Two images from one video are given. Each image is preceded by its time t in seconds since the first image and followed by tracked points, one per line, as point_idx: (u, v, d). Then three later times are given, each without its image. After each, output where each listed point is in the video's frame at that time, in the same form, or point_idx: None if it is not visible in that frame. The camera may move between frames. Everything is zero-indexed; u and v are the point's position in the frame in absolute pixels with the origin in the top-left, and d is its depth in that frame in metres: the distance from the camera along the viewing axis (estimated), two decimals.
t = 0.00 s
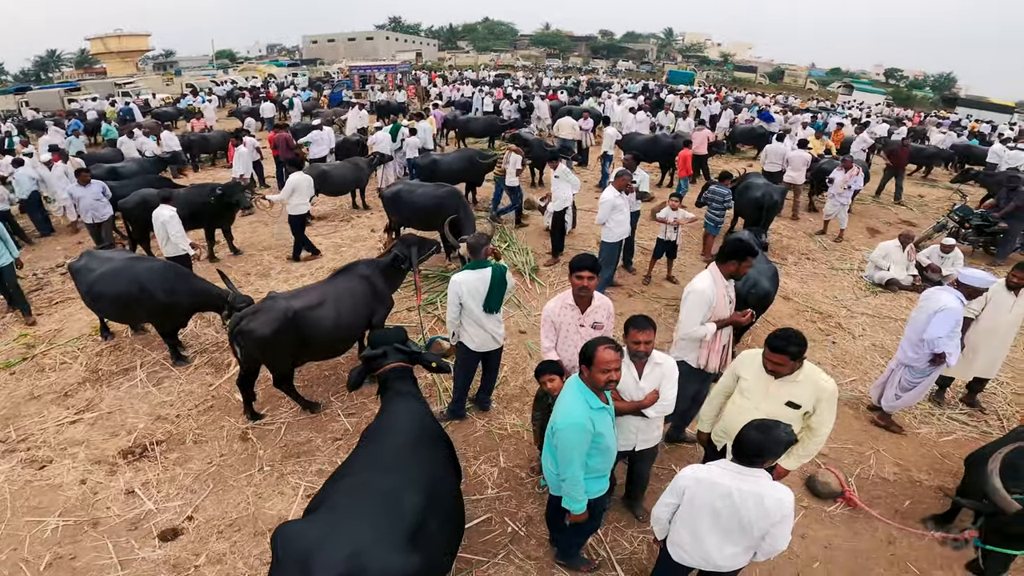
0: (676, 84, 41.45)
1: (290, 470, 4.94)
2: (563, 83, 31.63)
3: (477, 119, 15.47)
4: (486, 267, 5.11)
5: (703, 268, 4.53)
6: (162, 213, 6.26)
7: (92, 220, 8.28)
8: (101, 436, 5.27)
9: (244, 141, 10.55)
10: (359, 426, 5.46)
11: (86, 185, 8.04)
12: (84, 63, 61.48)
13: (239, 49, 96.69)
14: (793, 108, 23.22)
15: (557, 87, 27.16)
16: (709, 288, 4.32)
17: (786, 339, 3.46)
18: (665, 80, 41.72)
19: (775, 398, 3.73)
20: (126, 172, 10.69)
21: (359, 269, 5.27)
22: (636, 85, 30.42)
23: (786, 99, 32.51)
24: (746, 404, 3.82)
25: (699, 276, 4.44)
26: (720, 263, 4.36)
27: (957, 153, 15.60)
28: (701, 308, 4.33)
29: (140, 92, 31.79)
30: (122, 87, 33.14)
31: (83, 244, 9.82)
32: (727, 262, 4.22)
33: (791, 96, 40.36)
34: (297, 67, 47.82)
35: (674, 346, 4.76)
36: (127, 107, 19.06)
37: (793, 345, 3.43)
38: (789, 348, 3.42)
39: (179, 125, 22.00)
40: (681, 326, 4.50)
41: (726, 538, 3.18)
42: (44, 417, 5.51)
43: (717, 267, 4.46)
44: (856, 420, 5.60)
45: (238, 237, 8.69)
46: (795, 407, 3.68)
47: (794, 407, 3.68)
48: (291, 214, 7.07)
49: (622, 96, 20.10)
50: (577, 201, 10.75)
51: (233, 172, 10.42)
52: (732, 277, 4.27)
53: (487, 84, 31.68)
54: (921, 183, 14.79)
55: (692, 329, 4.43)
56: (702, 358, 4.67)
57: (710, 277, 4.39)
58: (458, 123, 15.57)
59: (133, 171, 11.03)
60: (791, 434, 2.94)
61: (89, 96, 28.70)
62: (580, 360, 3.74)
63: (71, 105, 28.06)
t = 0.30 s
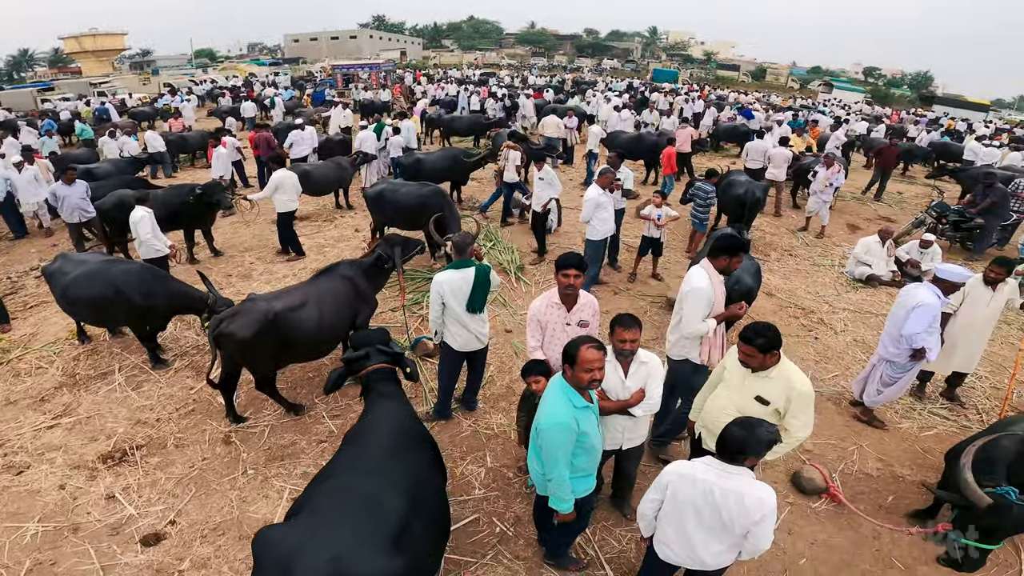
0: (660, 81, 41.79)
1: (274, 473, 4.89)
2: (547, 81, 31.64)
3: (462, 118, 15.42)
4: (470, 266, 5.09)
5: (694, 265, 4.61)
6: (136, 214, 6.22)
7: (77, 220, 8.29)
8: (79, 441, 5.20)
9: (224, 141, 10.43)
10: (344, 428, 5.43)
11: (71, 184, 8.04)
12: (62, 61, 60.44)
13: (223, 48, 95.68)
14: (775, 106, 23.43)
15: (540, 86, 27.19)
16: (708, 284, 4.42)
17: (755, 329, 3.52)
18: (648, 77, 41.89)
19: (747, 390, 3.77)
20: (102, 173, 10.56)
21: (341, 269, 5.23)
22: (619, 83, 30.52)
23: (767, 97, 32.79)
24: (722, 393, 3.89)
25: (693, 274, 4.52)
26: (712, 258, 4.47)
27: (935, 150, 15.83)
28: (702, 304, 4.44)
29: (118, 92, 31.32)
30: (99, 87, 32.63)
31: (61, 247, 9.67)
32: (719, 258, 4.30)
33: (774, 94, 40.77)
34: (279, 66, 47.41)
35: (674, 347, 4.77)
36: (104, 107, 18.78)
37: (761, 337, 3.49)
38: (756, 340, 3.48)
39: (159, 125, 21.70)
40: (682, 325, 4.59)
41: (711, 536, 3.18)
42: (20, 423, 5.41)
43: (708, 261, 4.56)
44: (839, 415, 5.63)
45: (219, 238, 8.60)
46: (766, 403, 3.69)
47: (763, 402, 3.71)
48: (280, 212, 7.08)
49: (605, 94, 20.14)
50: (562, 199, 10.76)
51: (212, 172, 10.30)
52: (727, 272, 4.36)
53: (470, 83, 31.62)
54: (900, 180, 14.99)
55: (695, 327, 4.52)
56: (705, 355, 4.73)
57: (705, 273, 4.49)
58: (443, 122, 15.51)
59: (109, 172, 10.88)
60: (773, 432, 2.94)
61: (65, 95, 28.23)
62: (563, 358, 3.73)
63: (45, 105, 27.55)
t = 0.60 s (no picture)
0: (645, 80, 42.01)
1: (259, 476, 4.85)
2: (531, 80, 31.64)
3: (447, 117, 15.38)
4: (455, 267, 5.07)
5: (694, 265, 4.63)
6: (112, 216, 6.14)
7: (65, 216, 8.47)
8: (58, 446, 5.12)
9: (203, 142, 10.34)
10: (329, 429, 5.39)
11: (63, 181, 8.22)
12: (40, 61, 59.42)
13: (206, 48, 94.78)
14: (758, 103, 23.61)
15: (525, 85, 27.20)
16: (715, 281, 4.46)
17: (734, 325, 3.54)
18: (633, 76, 42.19)
19: (723, 386, 3.78)
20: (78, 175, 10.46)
21: (325, 270, 5.18)
22: (603, 82, 30.59)
23: (750, 95, 33.04)
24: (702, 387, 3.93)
25: (698, 272, 4.50)
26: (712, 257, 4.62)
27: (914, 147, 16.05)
28: (711, 302, 4.38)
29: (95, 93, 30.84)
30: (76, 88, 32.15)
31: (38, 250, 9.52)
32: (723, 258, 4.46)
33: (757, 92, 41.12)
34: (262, 66, 46.97)
35: (675, 347, 4.65)
36: (81, 107, 18.50)
37: (740, 334, 3.50)
38: (735, 337, 3.50)
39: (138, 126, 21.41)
40: (689, 325, 4.43)
41: (697, 534, 3.18)
42: None
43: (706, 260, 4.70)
44: (823, 410, 5.67)
45: (199, 240, 8.51)
46: (738, 401, 3.71)
47: (735, 400, 3.72)
48: (261, 211, 7.02)
49: (590, 92, 20.17)
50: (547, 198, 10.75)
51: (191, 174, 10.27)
52: (730, 271, 4.52)
53: (454, 82, 31.54)
54: (880, 176, 15.17)
55: (702, 327, 4.41)
56: (706, 353, 4.64)
57: (709, 271, 4.54)
58: (428, 122, 15.45)
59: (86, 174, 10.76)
60: (758, 432, 2.95)
61: (40, 96, 27.75)
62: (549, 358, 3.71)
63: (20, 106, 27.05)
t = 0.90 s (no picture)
0: (629, 79, 42.24)
1: (246, 479, 4.81)
2: (514, 79, 31.66)
3: (432, 117, 15.36)
4: (441, 267, 5.05)
5: (704, 264, 4.63)
6: (91, 219, 6.08)
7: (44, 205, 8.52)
8: (39, 451, 5.05)
9: (184, 143, 10.29)
10: (316, 431, 5.36)
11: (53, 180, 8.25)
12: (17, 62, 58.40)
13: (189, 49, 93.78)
14: (740, 101, 23.83)
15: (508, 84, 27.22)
16: (728, 282, 4.50)
17: (716, 331, 3.60)
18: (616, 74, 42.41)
19: (704, 389, 3.83)
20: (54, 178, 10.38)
21: (309, 272, 5.15)
22: (585, 80, 30.66)
23: (733, 93, 33.33)
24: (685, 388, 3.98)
25: (711, 273, 4.51)
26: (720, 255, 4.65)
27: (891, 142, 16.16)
28: (726, 303, 4.41)
29: (71, 94, 30.35)
30: (51, 90, 31.62)
31: (16, 254, 9.37)
32: (735, 259, 4.47)
33: (740, 91, 41.47)
34: (244, 67, 46.52)
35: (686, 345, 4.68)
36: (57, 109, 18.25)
37: (722, 339, 3.55)
38: (716, 341, 3.56)
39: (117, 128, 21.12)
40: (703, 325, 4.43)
41: (684, 529, 3.20)
42: None
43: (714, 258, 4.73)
44: (807, 405, 5.72)
45: (180, 243, 8.43)
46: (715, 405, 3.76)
47: (713, 404, 3.75)
48: (242, 210, 6.99)
49: (574, 91, 20.24)
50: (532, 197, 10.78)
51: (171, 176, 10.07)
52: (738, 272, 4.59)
53: (437, 82, 31.49)
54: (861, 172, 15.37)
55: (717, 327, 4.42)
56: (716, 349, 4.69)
57: (720, 271, 4.57)
58: (412, 122, 15.42)
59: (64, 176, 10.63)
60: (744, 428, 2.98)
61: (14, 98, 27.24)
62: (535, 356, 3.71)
63: None
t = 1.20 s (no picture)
0: (611, 76, 42.32)
1: (231, 484, 4.76)
2: (497, 78, 31.68)
3: (416, 116, 15.32)
4: (426, 266, 5.03)
5: (710, 260, 4.62)
6: (66, 223, 6.00)
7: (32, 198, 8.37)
8: (18, 459, 4.97)
9: (163, 145, 10.18)
10: (301, 434, 5.32)
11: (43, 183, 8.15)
12: None
13: (171, 50, 92.70)
14: (721, 98, 24.02)
15: (491, 83, 27.24)
16: (737, 277, 4.54)
17: (701, 333, 3.62)
18: (599, 72, 42.56)
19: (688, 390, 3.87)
20: (28, 181, 10.22)
21: (291, 274, 5.11)
22: (568, 78, 30.73)
23: (715, 90, 33.59)
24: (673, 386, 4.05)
25: (722, 269, 4.52)
26: (722, 252, 4.69)
27: (871, 138, 16.42)
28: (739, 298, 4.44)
29: (47, 96, 29.84)
30: (25, 91, 31.03)
31: None
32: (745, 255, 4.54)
33: (716, 86, 41.90)
34: (223, 67, 45.99)
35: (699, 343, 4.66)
36: (32, 111, 17.95)
37: (705, 342, 3.57)
38: (699, 345, 3.57)
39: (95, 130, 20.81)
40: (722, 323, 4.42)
41: (670, 525, 3.21)
42: None
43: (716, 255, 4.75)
44: (792, 399, 5.76)
45: (160, 246, 8.33)
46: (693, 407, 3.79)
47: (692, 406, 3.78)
48: (223, 210, 6.94)
49: (557, 90, 20.30)
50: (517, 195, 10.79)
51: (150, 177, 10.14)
52: (740, 268, 4.68)
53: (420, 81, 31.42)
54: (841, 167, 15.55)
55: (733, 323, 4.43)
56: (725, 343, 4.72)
57: (726, 267, 4.61)
58: (396, 121, 15.37)
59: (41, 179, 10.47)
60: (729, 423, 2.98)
61: None
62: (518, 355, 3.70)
63: None
